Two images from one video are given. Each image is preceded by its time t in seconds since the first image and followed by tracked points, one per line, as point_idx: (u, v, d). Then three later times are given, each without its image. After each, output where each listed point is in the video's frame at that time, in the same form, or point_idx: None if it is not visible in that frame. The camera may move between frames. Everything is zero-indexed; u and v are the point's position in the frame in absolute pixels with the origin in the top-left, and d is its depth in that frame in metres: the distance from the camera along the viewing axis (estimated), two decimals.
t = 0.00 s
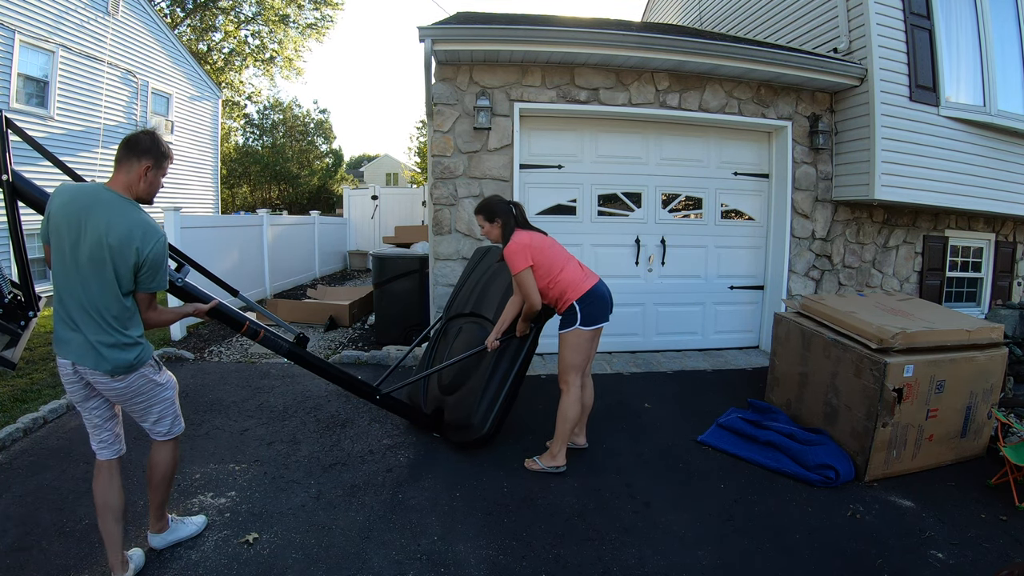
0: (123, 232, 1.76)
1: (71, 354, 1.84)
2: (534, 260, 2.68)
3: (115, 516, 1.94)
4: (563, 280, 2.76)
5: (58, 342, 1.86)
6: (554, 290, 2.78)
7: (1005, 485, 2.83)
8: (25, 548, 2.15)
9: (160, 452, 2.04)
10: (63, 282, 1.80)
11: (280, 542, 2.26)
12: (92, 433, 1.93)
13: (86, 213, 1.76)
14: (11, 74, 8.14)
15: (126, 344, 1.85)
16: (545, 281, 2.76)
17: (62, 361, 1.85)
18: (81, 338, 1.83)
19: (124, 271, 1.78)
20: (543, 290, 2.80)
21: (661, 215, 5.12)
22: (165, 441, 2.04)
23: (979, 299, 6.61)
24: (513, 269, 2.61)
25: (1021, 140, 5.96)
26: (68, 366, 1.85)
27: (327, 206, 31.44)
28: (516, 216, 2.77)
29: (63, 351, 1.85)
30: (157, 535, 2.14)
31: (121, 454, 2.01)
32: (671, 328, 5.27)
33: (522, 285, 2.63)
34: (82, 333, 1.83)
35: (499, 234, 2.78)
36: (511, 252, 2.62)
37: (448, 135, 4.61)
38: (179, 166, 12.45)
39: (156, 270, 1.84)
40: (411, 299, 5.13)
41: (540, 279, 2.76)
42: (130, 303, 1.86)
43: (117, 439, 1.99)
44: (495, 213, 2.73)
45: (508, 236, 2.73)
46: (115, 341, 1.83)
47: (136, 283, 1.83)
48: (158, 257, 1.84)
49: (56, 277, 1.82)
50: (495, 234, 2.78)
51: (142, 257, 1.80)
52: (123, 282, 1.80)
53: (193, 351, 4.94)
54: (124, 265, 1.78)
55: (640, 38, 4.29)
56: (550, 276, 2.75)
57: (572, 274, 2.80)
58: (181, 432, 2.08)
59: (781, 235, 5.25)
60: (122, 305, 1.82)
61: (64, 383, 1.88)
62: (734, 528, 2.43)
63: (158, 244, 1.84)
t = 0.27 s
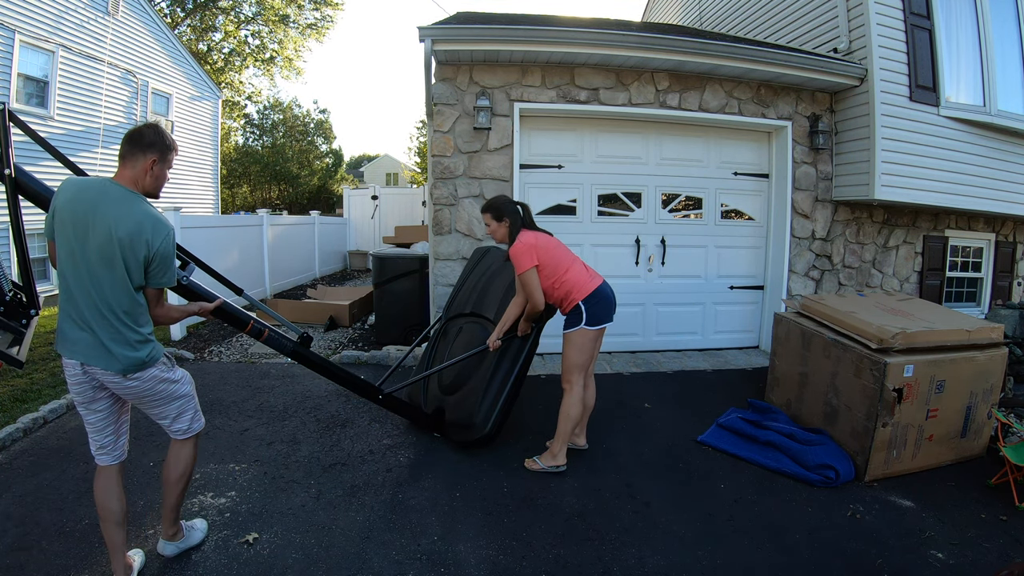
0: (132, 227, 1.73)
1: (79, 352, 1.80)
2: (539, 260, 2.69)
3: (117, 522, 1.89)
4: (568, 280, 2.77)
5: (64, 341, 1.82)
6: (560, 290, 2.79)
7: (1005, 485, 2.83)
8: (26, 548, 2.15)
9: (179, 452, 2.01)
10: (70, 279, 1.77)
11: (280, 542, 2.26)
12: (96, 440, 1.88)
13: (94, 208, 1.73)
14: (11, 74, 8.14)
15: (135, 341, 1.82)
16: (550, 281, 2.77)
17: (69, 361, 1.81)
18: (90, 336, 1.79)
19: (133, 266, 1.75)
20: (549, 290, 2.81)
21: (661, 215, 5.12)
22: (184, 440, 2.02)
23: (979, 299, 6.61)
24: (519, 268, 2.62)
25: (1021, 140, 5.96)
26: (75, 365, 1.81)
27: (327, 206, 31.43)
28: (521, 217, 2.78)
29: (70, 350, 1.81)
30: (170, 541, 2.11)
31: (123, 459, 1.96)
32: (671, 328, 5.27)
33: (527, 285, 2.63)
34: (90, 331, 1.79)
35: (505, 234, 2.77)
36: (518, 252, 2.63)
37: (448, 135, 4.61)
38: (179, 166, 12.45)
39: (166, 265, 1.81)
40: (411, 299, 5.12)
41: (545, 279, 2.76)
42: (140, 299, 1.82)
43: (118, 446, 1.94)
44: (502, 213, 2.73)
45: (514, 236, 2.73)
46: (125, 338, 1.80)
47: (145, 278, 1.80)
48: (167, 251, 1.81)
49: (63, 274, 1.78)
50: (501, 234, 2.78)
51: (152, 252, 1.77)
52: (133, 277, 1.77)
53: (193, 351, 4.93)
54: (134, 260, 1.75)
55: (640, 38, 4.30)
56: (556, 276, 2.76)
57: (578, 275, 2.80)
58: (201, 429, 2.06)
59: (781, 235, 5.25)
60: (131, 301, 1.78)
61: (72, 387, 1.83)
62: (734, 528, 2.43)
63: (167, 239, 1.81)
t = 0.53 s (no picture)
0: (141, 223, 1.68)
1: (85, 351, 1.76)
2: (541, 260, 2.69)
3: (117, 524, 1.88)
4: (570, 281, 2.77)
5: (70, 339, 1.78)
6: (562, 290, 2.78)
7: (1005, 485, 2.83)
8: (26, 548, 2.15)
9: (190, 468, 1.89)
10: (78, 276, 1.72)
11: (280, 542, 2.26)
12: (98, 442, 1.86)
13: (103, 203, 1.68)
14: (10, 75, 8.14)
15: (143, 342, 1.77)
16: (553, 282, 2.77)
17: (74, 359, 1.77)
18: (97, 335, 1.74)
19: (142, 264, 1.70)
20: (551, 290, 2.80)
21: (661, 215, 5.12)
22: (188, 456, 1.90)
23: (979, 299, 6.61)
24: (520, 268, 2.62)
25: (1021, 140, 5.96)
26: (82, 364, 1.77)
27: (327, 206, 31.42)
28: (525, 217, 2.79)
29: (76, 348, 1.76)
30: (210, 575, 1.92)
31: (125, 460, 1.94)
32: (671, 328, 5.27)
33: (530, 286, 2.63)
34: (97, 330, 1.74)
35: (510, 233, 2.76)
36: (520, 253, 2.63)
37: (448, 135, 4.61)
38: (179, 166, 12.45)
39: (175, 264, 1.77)
40: (412, 299, 5.12)
41: (547, 279, 2.76)
42: (149, 298, 1.78)
43: (119, 448, 1.91)
44: (509, 213, 2.73)
45: (518, 237, 2.74)
46: (132, 338, 1.74)
47: (154, 277, 1.75)
48: (178, 250, 1.76)
49: (70, 270, 1.73)
50: (504, 233, 2.77)
51: (162, 251, 1.72)
52: (142, 276, 1.71)
53: (193, 351, 4.93)
54: (144, 258, 1.70)
55: (640, 38, 4.30)
56: (558, 276, 2.76)
57: (580, 275, 2.80)
58: (207, 440, 1.96)
59: (781, 235, 5.25)
60: (138, 300, 1.73)
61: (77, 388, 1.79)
62: (734, 527, 2.43)
63: (178, 237, 1.77)
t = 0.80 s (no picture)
0: (155, 228, 1.65)
1: (93, 355, 1.73)
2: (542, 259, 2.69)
3: (118, 525, 1.88)
4: (571, 280, 2.77)
5: (79, 342, 1.76)
6: (563, 290, 2.78)
7: (1005, 485, 2.83)
8: (25, 548, 2.15)
9: (195, 480, 1.85)
10: (89, 279, 1.69)
11: (280, 542, 2.26)
12: (106, 444, 1.85)
13: (116, 207, 1.65)
14: (10, 74, 8.13)
15: (152, 348, 1.74)
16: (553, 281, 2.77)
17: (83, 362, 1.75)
18: (105, 340, 1.71)
19: (154, 270, 1.67)
20: (552, 290, 2.80)
21: (661, 215, 5.12)
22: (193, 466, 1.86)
23: (979, 299, 6.61)
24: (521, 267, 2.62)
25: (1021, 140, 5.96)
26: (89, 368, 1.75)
27: (327, 206, 31.41)
28: (528, 216, 2.79)
29: (84, 352, 1.74)
30: None
31: (130, 462, 1.93)
32: (671, 328, 5.27)
33: (530, 286, 2.64)
34: (105, 335, 1.71)
35: (511, 232, 2.77)
36: (521, 252, 2.63)
37: (448, 135, 4.61)
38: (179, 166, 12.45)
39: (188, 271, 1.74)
40: (412, 299, 5.12)
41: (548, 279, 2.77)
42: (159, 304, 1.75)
43: (126, 450, 1.91)
44: (510, 212, 2.74)
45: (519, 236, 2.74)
46: (140, 344, 1.71)
47: (166, 283, 1.73)
48: (191, 256, 1.74)
49: (80, 273, 1.71)
50: (505, 231, 2.79)
51: (176, 257, 1.70)
52: (154, 282, 1.69)
53: (194, 351, 4.93)
54: (156, 265, 1.67)
55: (640, 38, 4.30)
56: (558, 276, 2.76)
57: (581, 275, 2.80)
58: (214, 449, 1.93)
59: (781, 235, 5.25)
60: (148, 307, 1.70)
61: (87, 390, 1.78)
62: (734, 527, 2.43)
63: (192, 244, 1.74)
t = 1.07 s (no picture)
0: (161, 233, 1.65)
1: (101, 364, 1.73)
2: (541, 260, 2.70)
3: (123, 526, 1.88)
4: (571, 280, 2.77)
5: (85, 351, 1.75)
6: (562, 290, 2.78)
7: (1005, 485, 2.83)
8: (25, 548, 2.14)
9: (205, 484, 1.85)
10: (96, 287, 1.68)
11: (280, 542, 2.26)
12: (114, 447, 1.85)
13: (121, 213, 1.65)
14: (10, 74, 8.13)
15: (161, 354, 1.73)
16: (553, 282, 2.77)
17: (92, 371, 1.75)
18: (113, 347, 1.71)
19: (161, 275, 1.67)
20: (551, 290, 2.81)
21: (661, 215, 5.12)
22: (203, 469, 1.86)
23: (979, 299, 6.61)
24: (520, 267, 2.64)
25: (1021, 140, 5.96)
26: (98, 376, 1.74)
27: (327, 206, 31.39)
28: (528, 218, 2.81)
29: (92, 361, 1.74)
30: None
31: (140, 464, 1.94)
32: (671, 328, 5.27)
33: (529, 284, 2.65)
34: (112, 343, 1.71)
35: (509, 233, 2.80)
36: (519, 252, 2.66)
37: (448, 135, 4.61)
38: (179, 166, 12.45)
39: (195, 274, 1.74)
40: (412, 299, 5.12)
41: (548, 279, 2.77)
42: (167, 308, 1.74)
43: (135, 452, 1.91)
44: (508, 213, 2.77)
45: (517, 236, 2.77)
46: (149, 352, 1.71)
47: (173, 287, 1.73)
48: (198, 259, 1.74)
49: (84, 281, 1.70)
50: (504, 232, 2.82)
51: (184, 261, 1.70)
52: (162, 287, 1.68)
53: (193, 351, 4.93)
54: (165, 269, 1.67)
55: (640, 38, 4.30)
56: (558, 276, 2.76)
57: (581, 275, 2.80)
58: (224, 453, 1.92)
59: (781, 235, 5.25)
60: (157, 312, 1.70)
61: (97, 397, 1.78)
62: (735, 528, 2.43)
63: (198, 246, 1.74)
